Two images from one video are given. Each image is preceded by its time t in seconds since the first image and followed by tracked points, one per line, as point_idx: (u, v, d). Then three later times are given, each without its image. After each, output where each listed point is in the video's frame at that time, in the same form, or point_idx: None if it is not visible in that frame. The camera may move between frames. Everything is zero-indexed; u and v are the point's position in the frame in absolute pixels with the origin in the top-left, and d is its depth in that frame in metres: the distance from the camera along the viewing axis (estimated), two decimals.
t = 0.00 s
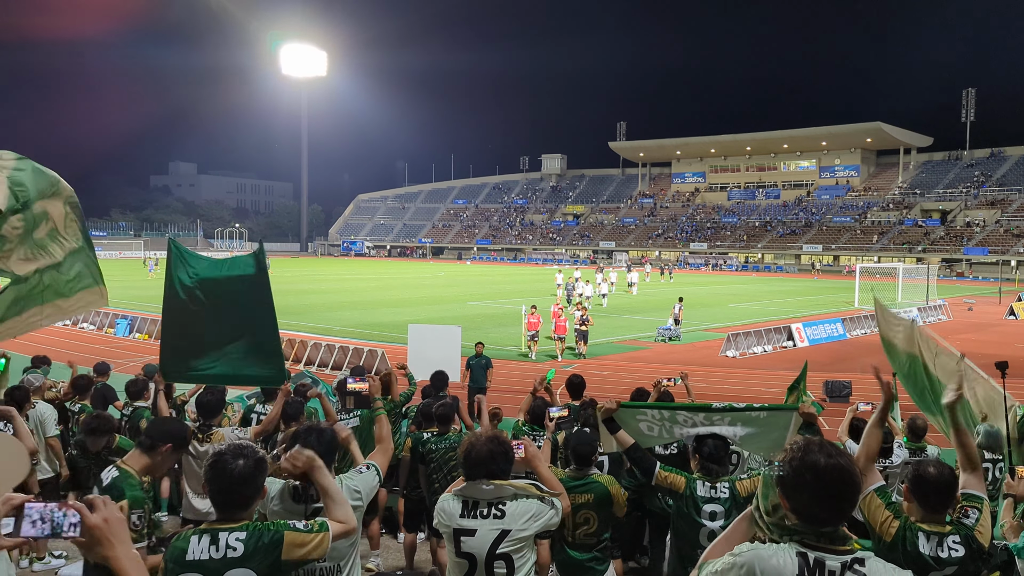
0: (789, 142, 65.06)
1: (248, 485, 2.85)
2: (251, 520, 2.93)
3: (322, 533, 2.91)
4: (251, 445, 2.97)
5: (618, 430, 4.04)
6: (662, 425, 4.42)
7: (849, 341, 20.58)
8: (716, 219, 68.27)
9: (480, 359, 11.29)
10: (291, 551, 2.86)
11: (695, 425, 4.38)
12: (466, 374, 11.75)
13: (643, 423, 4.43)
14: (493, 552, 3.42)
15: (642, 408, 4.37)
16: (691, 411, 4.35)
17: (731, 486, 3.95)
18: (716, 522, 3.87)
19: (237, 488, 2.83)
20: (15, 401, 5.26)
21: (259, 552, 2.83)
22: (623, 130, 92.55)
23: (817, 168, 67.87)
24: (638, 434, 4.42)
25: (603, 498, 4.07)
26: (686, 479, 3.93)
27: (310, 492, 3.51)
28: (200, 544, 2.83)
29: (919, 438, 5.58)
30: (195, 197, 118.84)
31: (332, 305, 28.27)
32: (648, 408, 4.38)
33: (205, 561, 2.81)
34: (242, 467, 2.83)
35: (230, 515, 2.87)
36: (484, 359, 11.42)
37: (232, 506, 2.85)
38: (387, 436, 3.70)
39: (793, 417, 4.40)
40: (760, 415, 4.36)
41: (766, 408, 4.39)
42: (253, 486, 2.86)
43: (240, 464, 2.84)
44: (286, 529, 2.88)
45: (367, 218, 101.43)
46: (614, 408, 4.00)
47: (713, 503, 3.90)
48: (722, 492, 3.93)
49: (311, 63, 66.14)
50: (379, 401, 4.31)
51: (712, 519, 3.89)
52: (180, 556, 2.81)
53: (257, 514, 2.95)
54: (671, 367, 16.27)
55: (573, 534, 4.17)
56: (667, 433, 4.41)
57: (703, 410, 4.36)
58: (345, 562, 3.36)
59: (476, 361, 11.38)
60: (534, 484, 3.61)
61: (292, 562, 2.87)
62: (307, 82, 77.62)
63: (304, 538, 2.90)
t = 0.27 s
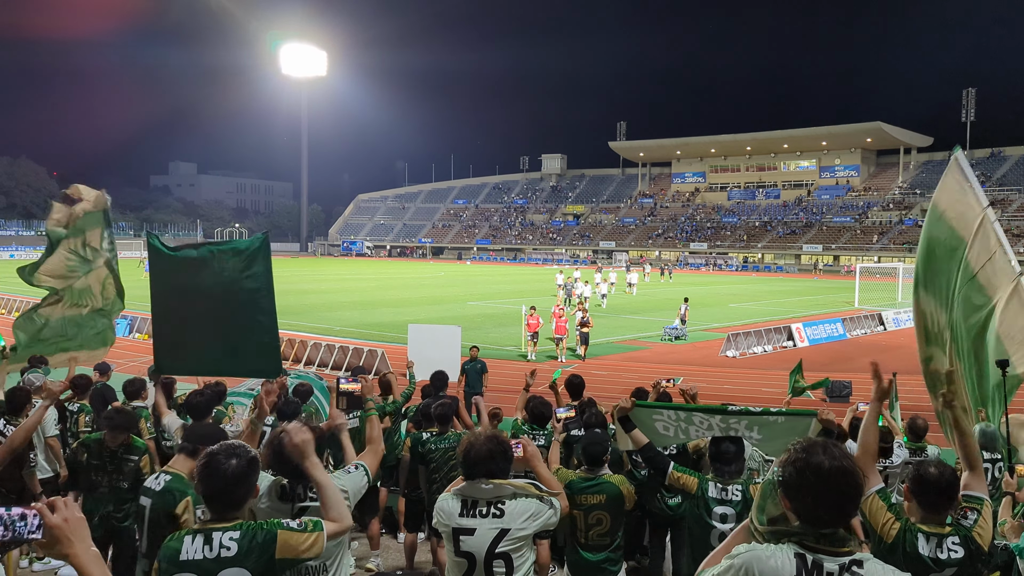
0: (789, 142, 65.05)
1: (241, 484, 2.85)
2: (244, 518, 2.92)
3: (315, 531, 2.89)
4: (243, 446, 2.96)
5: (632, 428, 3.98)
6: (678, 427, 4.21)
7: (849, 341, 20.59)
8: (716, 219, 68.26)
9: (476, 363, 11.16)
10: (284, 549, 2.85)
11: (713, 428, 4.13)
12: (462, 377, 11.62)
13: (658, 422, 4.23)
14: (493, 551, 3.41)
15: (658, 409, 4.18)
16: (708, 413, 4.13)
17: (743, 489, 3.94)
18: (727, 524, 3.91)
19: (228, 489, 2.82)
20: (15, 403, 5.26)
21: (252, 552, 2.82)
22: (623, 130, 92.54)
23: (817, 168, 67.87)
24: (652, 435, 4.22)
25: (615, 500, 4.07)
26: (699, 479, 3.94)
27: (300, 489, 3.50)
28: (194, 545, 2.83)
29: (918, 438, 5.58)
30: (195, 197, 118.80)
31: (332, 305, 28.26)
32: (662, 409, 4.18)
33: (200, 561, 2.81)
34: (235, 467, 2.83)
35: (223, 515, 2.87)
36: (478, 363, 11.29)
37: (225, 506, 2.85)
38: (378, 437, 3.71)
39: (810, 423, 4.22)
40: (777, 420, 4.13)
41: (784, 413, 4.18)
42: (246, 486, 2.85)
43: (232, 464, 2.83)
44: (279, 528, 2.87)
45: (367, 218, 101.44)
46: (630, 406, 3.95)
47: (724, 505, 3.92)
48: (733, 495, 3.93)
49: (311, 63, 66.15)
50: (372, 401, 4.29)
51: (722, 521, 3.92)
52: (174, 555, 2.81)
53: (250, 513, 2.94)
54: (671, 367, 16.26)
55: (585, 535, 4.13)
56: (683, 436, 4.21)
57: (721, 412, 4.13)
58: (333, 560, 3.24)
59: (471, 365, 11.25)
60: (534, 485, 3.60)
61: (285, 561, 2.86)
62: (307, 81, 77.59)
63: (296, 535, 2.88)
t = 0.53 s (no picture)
0: (789, 142, 65.04)
1: (234, 484, 2.85)
2: (237, 516, 2.92)
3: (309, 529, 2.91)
4: (235, 446, 2.96)
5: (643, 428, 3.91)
6: (688, 425, 4.22)
7: (849, 341, 20.58)
8: (716, 219, 68.23)
9: (472, 364, 11.07)
10: (277, 548, 2.86)
11: (718, 427, 4.14)
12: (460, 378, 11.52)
13: (668, 422, 4.24)
14: (491, 551, 3.41)
15: (669, 407, 4.17)
16: (715, 413, 4.10)
17: (750, 488, 3.90)
18: (731, 524, 3.92)
19: (223, 489, 2.82)
20: (15, 403, 5.26)
21: (247, 550, 2.82)
22: (623, 130, 92.45)
23: (817, 168, 67.87)
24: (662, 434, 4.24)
25: (624, 501, 4.07)
26: (707, 477, 3.91)
27: (285, 488, 3.48)
28: (185, 545, 2.82)
29: (918, 438, 5.57)
30: (195, 198, 118.71)
31: (332, 306, 28.24)
32: (672, 407, 4.18)
33: (193, 561, 2.80)
34: (227, 467, 2.82)
35: (216, 513, 2.87)
36: (478, 364, 11.22)
37: (218, 504, 2.85)
38: (370, 435, 3.75)
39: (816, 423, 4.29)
40: (782, 418, 4.16)
41: (788, 410, 4.18)
42: (238, 486, 2.85)
43: (225, 465, 2.82)
44: (273, 526, 2.89)
45: (367, 218, 101.46)
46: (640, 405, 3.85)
47: (730, 504, 3.91)
48: (740, 494, 3.89)
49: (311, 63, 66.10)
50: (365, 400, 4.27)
51: (728, 520, 3.93)
52: (167, 556, 2.80)
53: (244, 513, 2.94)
54: (670, 367, 16.25)
55: (596, 537, 4.12)
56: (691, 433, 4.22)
57: (727, 411, 4.11)
58: (321, 559, 3.25)
59: (469, 366, 11.15)
60: (532, 484, 3.60)
61: (277, 557, 2.87)
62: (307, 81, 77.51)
63: (290, 534, 2.89)
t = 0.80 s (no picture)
0: (789, 142, 65.06)
1: (230, 483, 2.85)
2: (235, 517, 2.92)
3: (308, 527, 2.91)
4: (229, 444, 2.96)
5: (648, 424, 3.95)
6: (692, 422, 4.43)
7: (849, 341, 20.60)
8: (716, 219, 68.23)
9: (474, 367, 11.07)
10: (277, 546, 2.86)
11: (721, 424, 4.28)
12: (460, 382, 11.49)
13: (673, 418, 4.53)
14: (493, 550, 3.41)
15: (674, 403, 4.46)
16: (719, 411, 4.25)
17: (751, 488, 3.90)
18: (732, 522, 3.93)
19: (218, 488, 2.82)
20: (13, 405, 5.25)
21: (246, 548, 2.83)
22: (623, 130, 92.43)
23: (817, 168, 67.88)
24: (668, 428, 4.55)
25: (629, 501, 4.07)
26: (710, 475, 3.91)
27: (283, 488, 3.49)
28: (184, 545, 2.81)
29: (919, 438, 5.57)
30: (195, 198, 118.68)
31: (332, 306, 28.24)
32: (678, 404, 4.46)
33: (191, 561, 2.80)
34: (222, 466, 2.82)
35: (212, 513, 2.87)
36: (478, 367, 11.23)
37: (215, 505, 2.84)
38: (368, 436, 3.75)
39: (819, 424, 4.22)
40: (787, 417, 4.10)
41: (792, 411, 4.14)
42: (235, 485, 2.85)
43: (220, 464, 2.82)
44: (271, 525, 2.89)
45: (367, 218, 101.48)
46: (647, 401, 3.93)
47: (729, 502, 3.91)
48: (739, 493, 3.89)
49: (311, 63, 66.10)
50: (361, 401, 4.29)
51: (728, 518, 3.93)
52: (165, 557, 2.79)
53: (241, 512, 2.94)
54: (671, 367, 16.26)
55: (600, 537, 4.13)
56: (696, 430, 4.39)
57: (729, 409, 4.24)
58: (316, 557, 3.24)
59: (470, 369, 11.16)
60: (534, 484, 3.60)
61: (277, 555, 2.87)
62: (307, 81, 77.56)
63: (290, 534, 2.89)
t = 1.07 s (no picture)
0: (789, 142, 65.07)
1: (226, 483, 2.85)
2: (232, 516, 2.92)
3: (304, 527, 2.92)
4: (228, 443, 2.96)
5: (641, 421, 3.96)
6: (688, 419, 4.47)
7: (849, 340, 20.59)
8: (716, 219, 68.23)
9: (472, 367, 11.05)
10: (272, 547, 2.86)
11: (718, 422, 4.27)
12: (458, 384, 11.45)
13: (670, 416, 4.56)
14: (493, 549, 3.41)
15: (670, 402, 4.49)
16: (716, 409, 4.26)
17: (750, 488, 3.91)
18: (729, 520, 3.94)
19: (212, 488, 2.83)
20: (12, 405, 5.22)
21: (241, 549, 2.82)
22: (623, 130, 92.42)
23: (817, 168, 67.87)
24: (665, 426, 4.59)
25: (631, 500, 4.07)
26: (706, 474, 3.92)
27: (283, 487, 3.50)
28: (180, 544, 2.82)
29: (919, 437, 5.55)
30: (195, 197, 118.70)
31: (332, 305, 28.23)
32: (675, 403, 4.47)
33: (187, 561, 2.80)
34: (218, 466, 2.83)
35: (210, 512, 2.86)
36: (477, 367, 11.22)
37: (211, 504, 2.85)
38: (368, 437, 3.77)
39: (815, 425, 3.99)
40: (785, 420, 4.00)
41: (789, 413, 4.03)
42: (230, 485, 2.86)
43: (216, 463, 2.83)
44: (268, 525, 2.89)
45: (367, 217, 101.51)
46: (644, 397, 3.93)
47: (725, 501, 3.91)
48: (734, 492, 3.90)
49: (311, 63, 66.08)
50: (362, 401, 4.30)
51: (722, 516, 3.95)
52: (161, 557, 2.80)
53: (237, 512, 2.94)
54: (671, 367, 16.26)
55: (603, 537, 4.14)
56: (694, 428, 4.43)
57: (727, 409, 4.23)
58: (317, 557, 3.25)
59: (470, 370, 11.13)
60: (534, 484, 3.60)
61: (272, 557, 2.87)
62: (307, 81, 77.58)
63: (286, 533, 2.90)
